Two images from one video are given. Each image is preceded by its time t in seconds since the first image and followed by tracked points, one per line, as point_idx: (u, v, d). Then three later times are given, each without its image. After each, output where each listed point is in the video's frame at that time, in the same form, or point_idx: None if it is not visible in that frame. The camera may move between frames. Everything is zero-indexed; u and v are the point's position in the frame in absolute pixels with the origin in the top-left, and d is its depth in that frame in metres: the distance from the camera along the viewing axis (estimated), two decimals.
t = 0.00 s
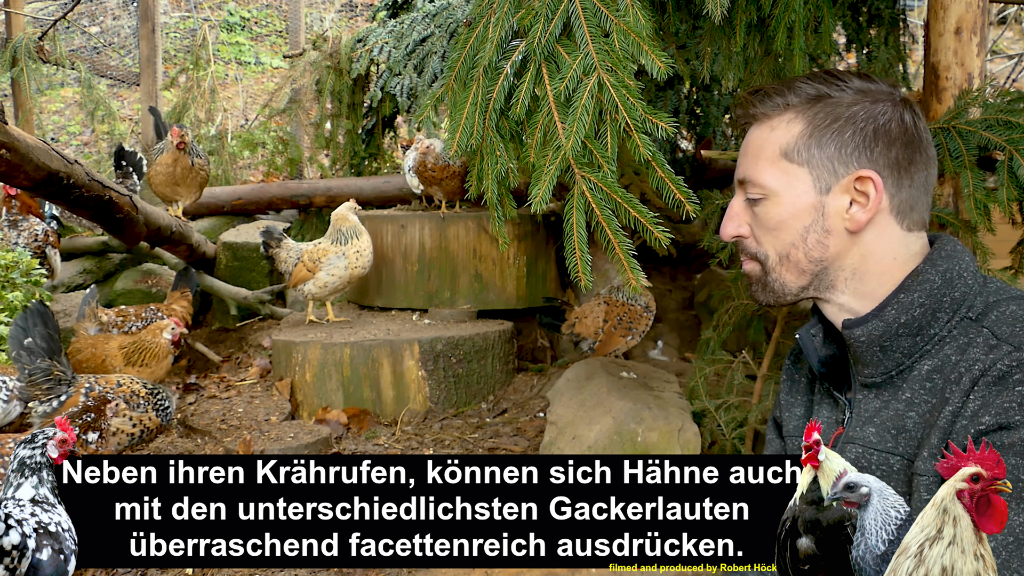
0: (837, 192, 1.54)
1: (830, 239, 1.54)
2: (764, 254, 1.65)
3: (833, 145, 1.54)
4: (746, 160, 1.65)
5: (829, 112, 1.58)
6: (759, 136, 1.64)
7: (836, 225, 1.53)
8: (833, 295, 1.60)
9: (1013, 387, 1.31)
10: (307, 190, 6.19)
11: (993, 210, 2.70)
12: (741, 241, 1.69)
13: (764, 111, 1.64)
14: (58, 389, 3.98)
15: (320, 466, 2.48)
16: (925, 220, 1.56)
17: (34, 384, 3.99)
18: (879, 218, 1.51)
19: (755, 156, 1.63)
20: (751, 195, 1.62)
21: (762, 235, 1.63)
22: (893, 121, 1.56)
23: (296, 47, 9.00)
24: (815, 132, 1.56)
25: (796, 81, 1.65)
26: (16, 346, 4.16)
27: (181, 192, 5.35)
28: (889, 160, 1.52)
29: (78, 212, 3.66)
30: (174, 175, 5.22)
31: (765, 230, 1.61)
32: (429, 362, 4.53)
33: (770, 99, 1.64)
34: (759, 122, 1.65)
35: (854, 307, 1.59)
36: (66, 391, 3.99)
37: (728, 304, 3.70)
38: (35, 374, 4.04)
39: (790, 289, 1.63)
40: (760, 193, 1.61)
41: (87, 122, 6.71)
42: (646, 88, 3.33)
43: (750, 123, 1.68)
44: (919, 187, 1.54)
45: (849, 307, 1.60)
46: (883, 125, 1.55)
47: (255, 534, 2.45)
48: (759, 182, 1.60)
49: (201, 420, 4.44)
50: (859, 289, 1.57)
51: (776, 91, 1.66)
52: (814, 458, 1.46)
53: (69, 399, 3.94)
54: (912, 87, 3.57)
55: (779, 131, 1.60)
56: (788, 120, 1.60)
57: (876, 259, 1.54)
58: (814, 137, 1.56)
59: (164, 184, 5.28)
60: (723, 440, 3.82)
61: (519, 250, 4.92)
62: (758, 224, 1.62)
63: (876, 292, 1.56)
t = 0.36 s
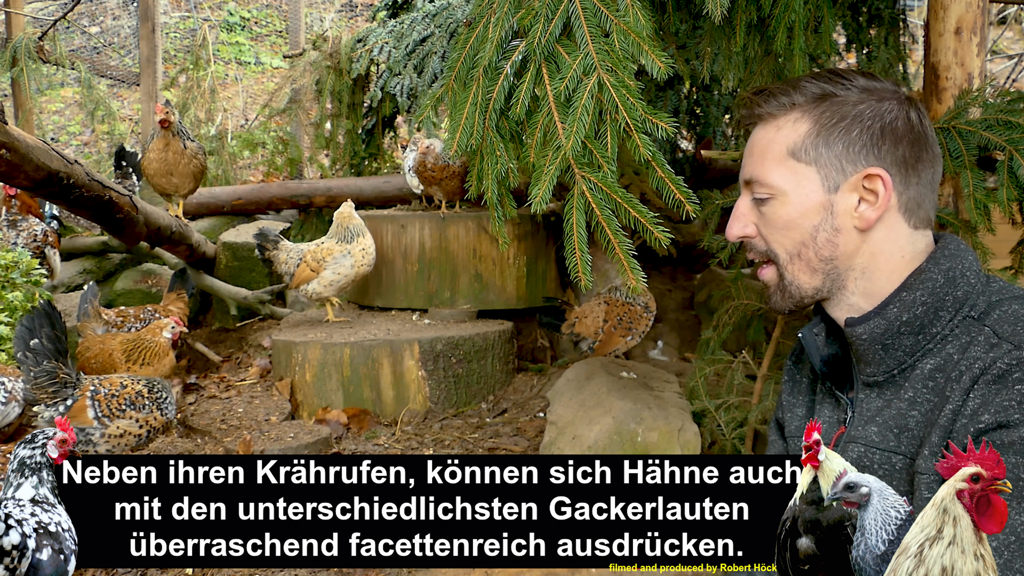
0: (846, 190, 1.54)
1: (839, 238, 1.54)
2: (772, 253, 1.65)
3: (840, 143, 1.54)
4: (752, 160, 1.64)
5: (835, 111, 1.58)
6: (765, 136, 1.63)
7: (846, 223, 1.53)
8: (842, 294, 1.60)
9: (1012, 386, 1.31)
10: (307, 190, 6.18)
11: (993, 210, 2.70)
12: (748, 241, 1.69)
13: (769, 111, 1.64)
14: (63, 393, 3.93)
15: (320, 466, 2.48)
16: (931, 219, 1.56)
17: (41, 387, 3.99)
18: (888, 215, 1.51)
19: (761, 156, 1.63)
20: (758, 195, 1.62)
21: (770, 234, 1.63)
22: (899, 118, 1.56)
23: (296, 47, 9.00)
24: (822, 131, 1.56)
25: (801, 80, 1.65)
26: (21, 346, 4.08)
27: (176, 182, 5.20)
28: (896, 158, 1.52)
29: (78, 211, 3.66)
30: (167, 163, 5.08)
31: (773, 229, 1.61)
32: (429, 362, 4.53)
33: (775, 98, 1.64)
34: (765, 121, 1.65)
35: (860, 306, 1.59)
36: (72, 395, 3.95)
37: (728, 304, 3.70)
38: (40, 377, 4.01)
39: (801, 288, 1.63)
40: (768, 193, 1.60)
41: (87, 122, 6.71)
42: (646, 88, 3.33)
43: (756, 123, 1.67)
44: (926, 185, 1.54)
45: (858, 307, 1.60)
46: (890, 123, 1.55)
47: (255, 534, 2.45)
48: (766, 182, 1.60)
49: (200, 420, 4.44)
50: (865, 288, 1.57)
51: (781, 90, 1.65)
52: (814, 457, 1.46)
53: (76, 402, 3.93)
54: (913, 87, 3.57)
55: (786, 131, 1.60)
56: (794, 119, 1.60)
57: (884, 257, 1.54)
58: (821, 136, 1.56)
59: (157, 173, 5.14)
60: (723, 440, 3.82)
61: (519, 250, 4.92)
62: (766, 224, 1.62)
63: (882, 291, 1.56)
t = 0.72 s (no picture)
0: (850, 191, 1.53)
1: (844, 239, 1.53)
2: (775, 256, 1.63)
3: (844, 143, 1.54)
4: (753, 162, 1.63)
5: (835, 112, 1.58)
6: (766, 138, 1.63)
7: (851, 224, 1.53)
8: (847, 296, 1.60)
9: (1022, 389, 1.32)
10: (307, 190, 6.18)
11: (993, 211, 2.70)
12: (750, 245, 1.68)
13: (768, 112, 1.63)
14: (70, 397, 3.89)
15: (320, 466, 2.48)
16: (932, 218, 1.56)
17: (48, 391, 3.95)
18: (892, 215, 1.52)
19: (762, 158, 1.62)
20: (760, 197, 1.61)
21: (772, 237, 1.61)
22: (900, 117, 1.56)
23: (296, 47, 9.00)
24: (824, 131, 1.56)
25: (801, 81, 1.65)
26: (27, 349, 4.05)
27: (170, 178, 5.21)
28: (899, 157, 1.53)
29: (78, 211, 3.66)
30: (161, 160, 5.08)
31: (776, 233, 1.60)
32: (429, 362, 4.53)
33: (775, 100, 1.63)
34: (764, 123, 1.64)
35: (863, 307, 1.59)
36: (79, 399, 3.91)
37: (728, 304, 3.71)
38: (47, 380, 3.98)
39: (805, 290, 1.61)
40: (770, 195, 1.59)
41: (87, 122, 6.71)
42: (646, 88, 3.33)
43: (755, 125, 1.66)
44: (928, 183, 1.54)
45: (862, 307, 1.60)
46: (892, 122, 1.55)
47: (255, 534, 2.45)
48: (768, 185, 1.59)
49: (200, 420, 4.44)
50: (870, 289, 1.57)
51: (780, 91, 1.65)
52: (814, 458, 1.48)
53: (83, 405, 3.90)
54: (913, 87, 3.57)
55: (787, 132, 1.59)
56: (795, 120, 1.60)
57: (888, 258, 1.54)
58: (824, 137, 1.55)
59: (151, 170, 5.15)
60: (723, 440, 3.82)
61: (519, 250, 4.92)
62: (769, 227, 1.61)
63: (886, 291, 1.56)
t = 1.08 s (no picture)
0: (858, 189, 1.52)
1: (849, 238, 1.52)
2: (775, 252, 1.60)
3: (854, 141, 1.53)
4: (759, 154, 1.60)
5: (845, 109, 1.56)
6: (774, 130, 1.59)
7: (857, 223, 1.51)
8: (845, 294, 1.58)
9: (1020, 384, 1.31)
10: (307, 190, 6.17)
11: (993, 210, 2.70)
12: (749, 240, 1.64)
13: (776, 105, 1.60)
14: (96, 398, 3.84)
15: (320, 466, 2.47)
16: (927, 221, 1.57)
17: (70, 397, 3.85)
18: (896, 216, 1.52)
19: (769, 151, 1.58)
20: (766, 190, 1.58)
21: (776, 232, 1.58)
22: (905, 119, 1.56)
23: (296, 47, 9.00)
24: (834, 128, 1.54)
25: (809, 76, 1.63)
26: (47, 353, 3.89)
27: (165, 174, 5.21)
28: (904, 159, 1.53)
29: (78, 211, 3.66)
30: (155, 155, 5.09)
31: (781, 226, 1.56)
32: (429, 362, 4.53)
33: (783, 92, 1.60)
34: (772, 116, 1.60)
35: (862, 306, 1.59)
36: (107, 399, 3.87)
37: (728, 304, 3.71)
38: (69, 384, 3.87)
39: (805, 288, 1.59)
40: (777, 188, 1.56)
41: (86, 122, 6.71)
42: (647, 88, 3.33)
43: (760, 118, 1.63)
44: (927, 187, 1.56)
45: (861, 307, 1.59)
46: (898, 124, 1.55)
47: (255, 534, 2.45)
48: (775, 177, 1.56)
49: (200, 420, 4.44)
50: (866, 287, 1.56)
51: (789, 85, 1.62)
52: (814, 457, 1.48)
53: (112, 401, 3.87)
54: (913, 88, 3.57)
55: (796, 126, 1.57)
56: (805, 115, 1.57)
57: (887, 259, 1.54)
58: (835, 133, 1.53)
59: (148, 167, 5.18)
60: (723, 440, 3.82)
61: (519, 250, 4.92)
62: (774, 220, 1.57)
63: (886, 289, 1.56)
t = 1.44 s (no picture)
0: (897, 182, 1.54)
1: (896, 230, 1.54)
2: (833, 246, 1.53)
3: (887, 135, 1.56)
4: (811, 144, 1.53)
5: (869, 104, 1.58)
6: (821, 121, 1.54)
7: (902, 214, 1.55)
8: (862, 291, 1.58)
9: (1018, 375, 1.31)
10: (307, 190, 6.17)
11: (993, 210, 2.70)
12: (804, 235, 1.54)
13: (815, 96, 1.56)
14: (167, 379, 4.04)
15: (320, 466, 2.47)
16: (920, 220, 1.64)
17: (140, 379, 4.00)
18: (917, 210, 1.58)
19: (817, 140, 1.53)
20: (825, 180, 1.52)
21: (836, 225, 1.52)
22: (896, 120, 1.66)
23: (296, 47, 9.00)
24: (871, 120, 1.55)
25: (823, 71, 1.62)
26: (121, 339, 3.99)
27: (160, 173, 5.20)
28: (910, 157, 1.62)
29: (78, 211, 3.66)
30: (150, 154, 5.08)
31: (845, 217, 1.51)
32: (429, 362, 4.52)
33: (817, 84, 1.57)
34: (815, 106, 1.55)
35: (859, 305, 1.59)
36: (176, 380, 4.09)
37: (728, 304, 3.71)
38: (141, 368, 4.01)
39: (864, 281, 1.55)
40: (839, 177, 1.51)
41: (86, 122, 6.71)
42: (647, 88, 3.33)
43: (793, 109, 1.57)
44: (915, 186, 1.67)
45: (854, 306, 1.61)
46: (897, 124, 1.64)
47: (255, 534, 2.45)
48: (837, 166, 1.50)
49: (201, 420, 4.44)
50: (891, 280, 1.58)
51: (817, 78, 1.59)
52: (814, 458, 1.47)
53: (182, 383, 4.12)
54: (913, 88, 3.57)
55: (842, 117, 1.54)
56: (845, 107, 1.55)
57: (911, 251, 1.59)
58: (875, 127, 1.54)
59: (143, 164, 5.15)
60: (723, 440, 3.82)
61: (519, 250, 4.93)
62: (836, 210, 1.51)
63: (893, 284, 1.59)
